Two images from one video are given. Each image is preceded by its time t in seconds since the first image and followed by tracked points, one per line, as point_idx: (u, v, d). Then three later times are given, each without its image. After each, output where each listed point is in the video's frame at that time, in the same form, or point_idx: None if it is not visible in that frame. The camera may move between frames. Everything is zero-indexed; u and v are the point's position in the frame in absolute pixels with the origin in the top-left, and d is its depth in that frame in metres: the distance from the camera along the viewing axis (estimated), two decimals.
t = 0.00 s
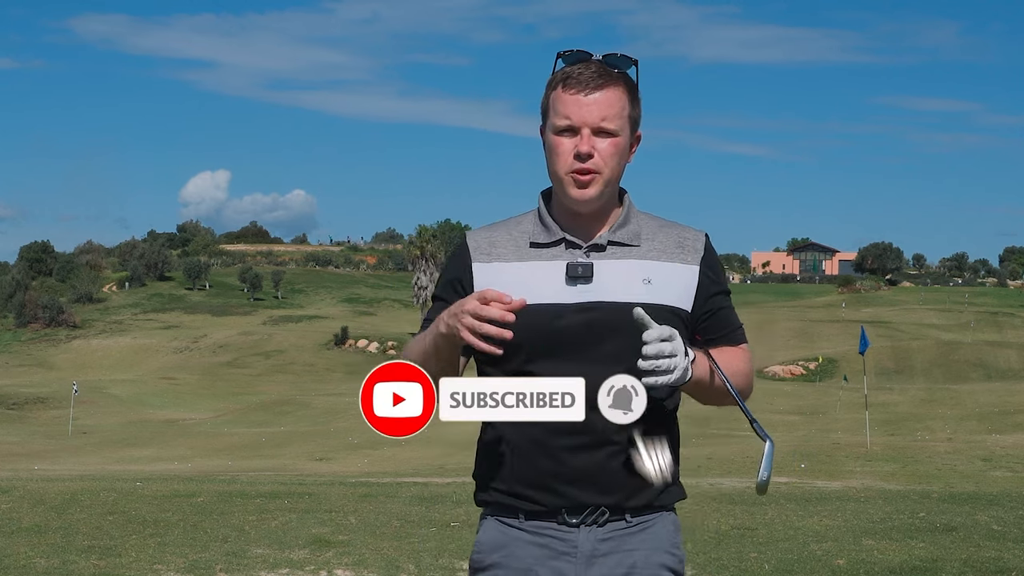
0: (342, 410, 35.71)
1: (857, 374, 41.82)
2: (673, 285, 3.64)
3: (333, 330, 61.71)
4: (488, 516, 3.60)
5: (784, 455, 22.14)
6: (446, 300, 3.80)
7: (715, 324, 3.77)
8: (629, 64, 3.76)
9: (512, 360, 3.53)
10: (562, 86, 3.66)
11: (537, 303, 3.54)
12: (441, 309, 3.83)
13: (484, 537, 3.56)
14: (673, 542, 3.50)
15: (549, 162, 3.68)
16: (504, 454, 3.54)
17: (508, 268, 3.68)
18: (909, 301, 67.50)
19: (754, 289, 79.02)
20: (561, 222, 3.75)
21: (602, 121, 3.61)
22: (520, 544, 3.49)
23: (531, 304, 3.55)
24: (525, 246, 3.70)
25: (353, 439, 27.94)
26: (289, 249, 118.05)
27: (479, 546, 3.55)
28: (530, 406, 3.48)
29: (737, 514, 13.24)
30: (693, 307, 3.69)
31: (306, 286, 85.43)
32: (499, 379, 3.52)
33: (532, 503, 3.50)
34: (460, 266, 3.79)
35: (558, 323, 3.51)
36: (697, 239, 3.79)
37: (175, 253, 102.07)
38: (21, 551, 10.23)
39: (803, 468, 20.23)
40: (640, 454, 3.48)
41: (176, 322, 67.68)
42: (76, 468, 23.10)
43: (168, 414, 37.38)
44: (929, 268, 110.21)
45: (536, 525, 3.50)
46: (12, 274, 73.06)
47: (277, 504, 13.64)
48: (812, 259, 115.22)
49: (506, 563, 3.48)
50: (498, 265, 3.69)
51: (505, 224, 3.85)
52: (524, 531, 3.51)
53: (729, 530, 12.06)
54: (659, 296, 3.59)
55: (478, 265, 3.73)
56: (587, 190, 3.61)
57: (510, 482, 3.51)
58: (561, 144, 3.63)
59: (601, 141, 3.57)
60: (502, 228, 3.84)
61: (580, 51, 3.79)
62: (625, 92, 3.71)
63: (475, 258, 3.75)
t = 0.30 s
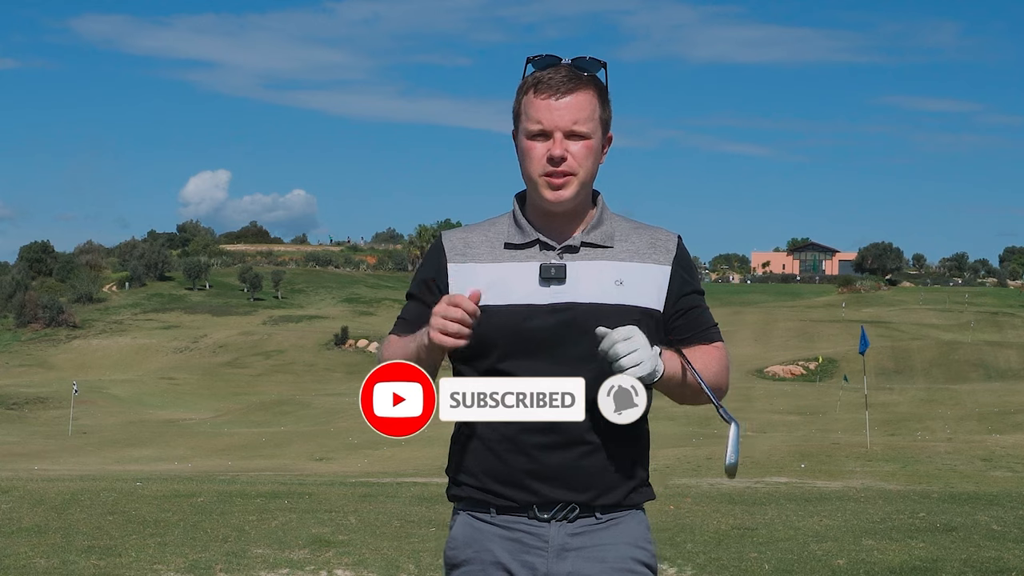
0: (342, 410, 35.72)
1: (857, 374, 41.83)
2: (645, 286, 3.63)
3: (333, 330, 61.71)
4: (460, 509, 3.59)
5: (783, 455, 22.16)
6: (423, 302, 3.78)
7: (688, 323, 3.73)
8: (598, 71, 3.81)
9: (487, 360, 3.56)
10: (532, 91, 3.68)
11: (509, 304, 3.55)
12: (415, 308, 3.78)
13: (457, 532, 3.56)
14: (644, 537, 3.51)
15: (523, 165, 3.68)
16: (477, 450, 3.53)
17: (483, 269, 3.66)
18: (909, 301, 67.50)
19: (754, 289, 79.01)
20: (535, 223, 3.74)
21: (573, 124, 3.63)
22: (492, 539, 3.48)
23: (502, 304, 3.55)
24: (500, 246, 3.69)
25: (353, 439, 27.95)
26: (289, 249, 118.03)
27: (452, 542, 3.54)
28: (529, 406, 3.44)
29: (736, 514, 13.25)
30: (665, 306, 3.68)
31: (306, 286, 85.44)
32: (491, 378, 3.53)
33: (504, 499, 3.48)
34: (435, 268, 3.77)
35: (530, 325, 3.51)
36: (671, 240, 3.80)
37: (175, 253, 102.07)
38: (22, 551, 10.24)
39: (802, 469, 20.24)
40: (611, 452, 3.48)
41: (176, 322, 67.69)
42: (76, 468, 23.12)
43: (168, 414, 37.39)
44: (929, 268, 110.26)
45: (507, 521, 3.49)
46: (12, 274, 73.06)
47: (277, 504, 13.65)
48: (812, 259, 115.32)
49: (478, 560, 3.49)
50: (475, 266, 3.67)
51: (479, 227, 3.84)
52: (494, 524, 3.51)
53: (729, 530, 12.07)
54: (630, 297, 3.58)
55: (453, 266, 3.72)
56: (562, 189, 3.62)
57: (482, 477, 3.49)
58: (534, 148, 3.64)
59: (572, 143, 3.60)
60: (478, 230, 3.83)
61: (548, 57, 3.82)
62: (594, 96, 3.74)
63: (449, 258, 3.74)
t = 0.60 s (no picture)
0: (342, 410, 35.73)
1: (857, 374, 41.83)
2: (628, 290, 3.61)
3: (332, 330, 61.71)
4: (445, 506, 3.63)
5: (783, 455, 22.15)
6: (409, 305, 3.69)
7: (667, 328, 3.70)
8: (577, 69, 3.75)
9: (474, 362, 3.57)
10: (509, 96, 3.63)
11: (496, 308, 3.54)
12: (402, 313, 3.68)
13: (443, 528, 3.59)
14: (627, 534, 3.58)
15: (502, 170, 3.64)
16: (462, 450, 3.55)
17: (470, 273, 3.63)
18: (909, 301, 67.51)
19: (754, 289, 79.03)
20: (519, 227, 3.71)
21: (551, 126, 3.59)
22: (476, 536, 3.53)
23: (489, 309, 3.55)
24: (485, 251, 3.66)
25: (353, 439, 27.95)
26: (289, 249, 118.01)
27: (438, 537, 3.59)
28: (529, 406, 3.37)
29: (736, 515, 13.25)
30: (647, 310, 3.66)
31: (306, 286, 85.44)
32: (493, 377, 3.44)
33: (489, 497, 3.52)
34: (424, 274, 3.70)
35: (517, 329, 3.51)
36: (653, 242, 3.80)
37: (175, 253, 102.07)
38: (22, 551, 10.24)
39: (802, 469, 20.25)
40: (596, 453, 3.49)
41: (176, 322, 67.69)
42: (76, 468, 23.11)
43: (168, 414, 37.39)
44: (929, 268, 110.30)
45: (492, 517, 3.53)
46: (12, 274, 73.06)
47: (277, 504, 13.65)
48: (813, 259, 115.37)
49: (464, 556, 3.54)
50: (462, 270, 3.64)
51: (467, 229, 3.80)
52: (480, 522, 3.54)
53: (729, 530, 12.07)
54: (615, 301, 3.57)
55: (442, 270, 3.67)
56: (541, 193, 3.58)
57: (467, 476, 3.52)
58: (513, 151, 3.59)
59: (551, 145, 3.55)
60: (463, 234, 3.80)
61: (526, 61, 3.76)
62: (573, 97, 3.69)
63: (438, 263, 3.69)
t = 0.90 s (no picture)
0: (342, 410, 35.73)
1: (857, 374, 41.82)
2: (624, 292, 3.61)
3: (332, 330, 61.69)
4: (443, 505, 3.63)
5: (783, 455, 22.14)
6: (403, 299, 3.76)
7: (664, 329, 3.71)
8: (583, 79, 3.70)
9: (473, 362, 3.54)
10: (517, 109, 3.59)
11: (492, 309, 3.54)
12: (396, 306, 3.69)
13: (441, 527, 3.60)
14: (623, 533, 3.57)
15: (505, 179, 3.63)
16: (458, 449, 3.54)
17: (466, 275, 3.65)
18: (909, 301, 67.49)
19: (754, 290, 79.01)
20: (518, 232, 3.71)
21: (555, 141, 3.56)
22: (472, 535, 3.53)
23: (486, 311, 3.54)
24: (483, 254, 3.66)
25: (353, 439, 27.95)
26: (289, 249, 117.98)
27: (435, 536, 3.60)
28: (529, 406, 3.38)
29: (736, 515, 13.25)
30: (644, 311, 3.66)
31: (306, 286, 85.41)
32: (493, 378, 3.43)
33: (485, 497, 3.52)
34: (420, 273, 3.75)
35: (513, 331, 3.51)
36: (650, 246, 3.79)
37: (175, 253, 102.05)
38: (22, 551, 10.24)
39: (803, 469, 20.24)
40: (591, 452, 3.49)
41: (176, 322, 67.67)
42: (76, 468, 23.11)
43: (168, 414, 37.39)
44: (929, 268, 110.26)
45: (488, 517, 3.53)
46: (12, 274, 73.04)
47: (277, 505, 13.65)
48: (813, 259, 115.37)
49: (461, 554, 3.54)
50: (458, 272, 3.65)
51: (465, 231, 3.82)
52: (476, 521, 3.54)
53: (729, 530, 12.07)
54: (610, 303, 3.57)
55: (436, 271, 3.70)
56: (542, 207, 3.57)
57: (462, 476, 3.53)
58: (516, 164, 3.57)
59: (555, 162, 3.53)
60: (461, 235, 3.81)
61: (532, 67, 3.70)
62: (578, 111, 3.65)
63: (435, 265, 3.71)
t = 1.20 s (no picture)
0: (342, 410, 35.73)
1: (857, 374, 41.82)
2: (627, 293, 3.63)
3: (332, 330, 61.69)
4: (441, 506, 3.60)
5: (784, 455, 22.15)
6: (409, 296, 3.62)
7: (663, 330, 3.76)
8: (601, 94, 3.65)
9: (474, 361, 3.54)
10: (534, 118, 3.55)
11: (495, 307, 3.52)
12: (402, 303, 3.62)
13: (439, 527, 3.57)
14: (620, 533, 3.59)
15: (515, 187, 3.61)
16: (457, 448, 3.51)
17: (470, 273, 3.60)
18: (909, 301, 67.50)
19: (754, 290, 79.01)
20: (520, 233, 3.69)
21: (572, 156, 3.54)
22: (473, 533, 3.51)
23: (488, 308, 3.53)
24: (486, 252, 3.64)
25: (353, 439, 27.95)
26: (289, 249, 117.99)
27: (435, 536, 3.57)
28: (529, 405, 3.40)
29: (736, 515, 13.25)
30: (645, 312, 3.69)
31: (306, 286, 85.44)
32: (497, 376, 3.46)
33: (486, 498, 3.50)
34: (423, 269, 3.64)
35: (517, 331, 3.49)
36: (650, 247, 3.82)
37: (175, 253, 102.07)
38: (22, 551, 10.24)
39: (803, 469, 20.24)
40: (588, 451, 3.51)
41: (176, 322, 67.68)
42: (77, 468, 23.11)
43: (168, 414, 37.39)
44: (929, 268, 110.28)
45: (489, 517, 3.52)
46: (12, 274, 73.05)
47: (277, 504, 13.66)
48: (813, 259, 115.44)
49: (461, 554, 3.52)
50: (460, 268, 3.61)
51: (466, 229, 3.79)
52: (476, 520, 3.53)
53: (729, 530, 12.07)
54: (615, 303, 3.58)
55: (439, 269, 3.62)
56: (551, 218, 3.57)
57: (463, 475, 3.50)
58: (530, 174, 3.56)
59: (570, 176, 3.52)
60: (462, 234, 3.77)
61: (552, 75, 3.64)
62: (596, 126, 3.63)
63: (436, 260, 3.64)
